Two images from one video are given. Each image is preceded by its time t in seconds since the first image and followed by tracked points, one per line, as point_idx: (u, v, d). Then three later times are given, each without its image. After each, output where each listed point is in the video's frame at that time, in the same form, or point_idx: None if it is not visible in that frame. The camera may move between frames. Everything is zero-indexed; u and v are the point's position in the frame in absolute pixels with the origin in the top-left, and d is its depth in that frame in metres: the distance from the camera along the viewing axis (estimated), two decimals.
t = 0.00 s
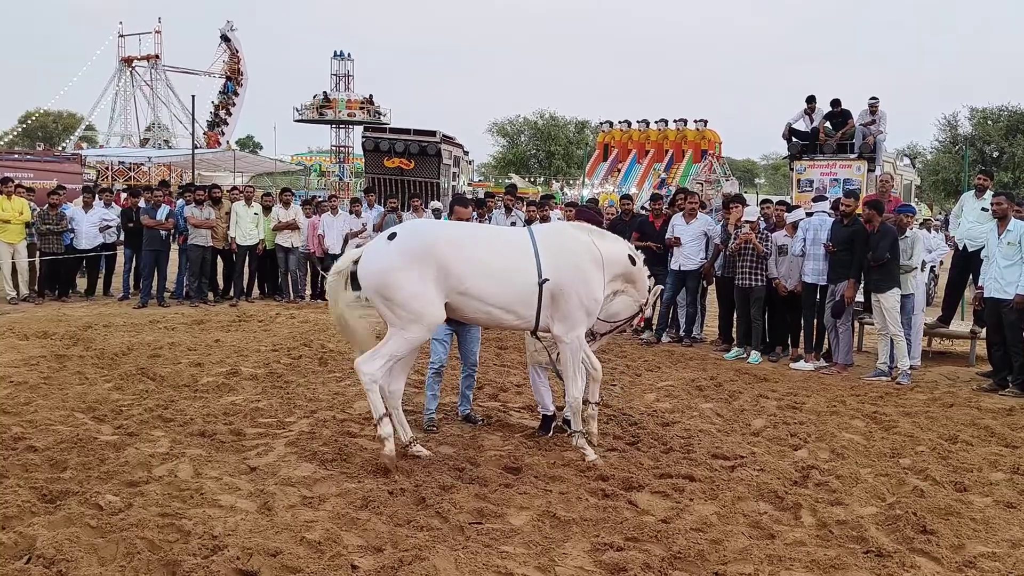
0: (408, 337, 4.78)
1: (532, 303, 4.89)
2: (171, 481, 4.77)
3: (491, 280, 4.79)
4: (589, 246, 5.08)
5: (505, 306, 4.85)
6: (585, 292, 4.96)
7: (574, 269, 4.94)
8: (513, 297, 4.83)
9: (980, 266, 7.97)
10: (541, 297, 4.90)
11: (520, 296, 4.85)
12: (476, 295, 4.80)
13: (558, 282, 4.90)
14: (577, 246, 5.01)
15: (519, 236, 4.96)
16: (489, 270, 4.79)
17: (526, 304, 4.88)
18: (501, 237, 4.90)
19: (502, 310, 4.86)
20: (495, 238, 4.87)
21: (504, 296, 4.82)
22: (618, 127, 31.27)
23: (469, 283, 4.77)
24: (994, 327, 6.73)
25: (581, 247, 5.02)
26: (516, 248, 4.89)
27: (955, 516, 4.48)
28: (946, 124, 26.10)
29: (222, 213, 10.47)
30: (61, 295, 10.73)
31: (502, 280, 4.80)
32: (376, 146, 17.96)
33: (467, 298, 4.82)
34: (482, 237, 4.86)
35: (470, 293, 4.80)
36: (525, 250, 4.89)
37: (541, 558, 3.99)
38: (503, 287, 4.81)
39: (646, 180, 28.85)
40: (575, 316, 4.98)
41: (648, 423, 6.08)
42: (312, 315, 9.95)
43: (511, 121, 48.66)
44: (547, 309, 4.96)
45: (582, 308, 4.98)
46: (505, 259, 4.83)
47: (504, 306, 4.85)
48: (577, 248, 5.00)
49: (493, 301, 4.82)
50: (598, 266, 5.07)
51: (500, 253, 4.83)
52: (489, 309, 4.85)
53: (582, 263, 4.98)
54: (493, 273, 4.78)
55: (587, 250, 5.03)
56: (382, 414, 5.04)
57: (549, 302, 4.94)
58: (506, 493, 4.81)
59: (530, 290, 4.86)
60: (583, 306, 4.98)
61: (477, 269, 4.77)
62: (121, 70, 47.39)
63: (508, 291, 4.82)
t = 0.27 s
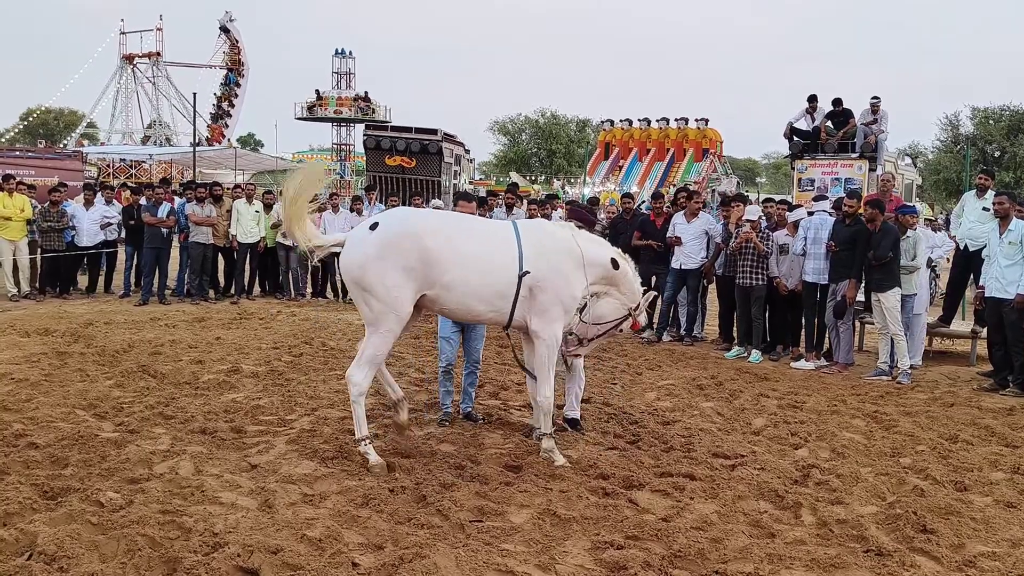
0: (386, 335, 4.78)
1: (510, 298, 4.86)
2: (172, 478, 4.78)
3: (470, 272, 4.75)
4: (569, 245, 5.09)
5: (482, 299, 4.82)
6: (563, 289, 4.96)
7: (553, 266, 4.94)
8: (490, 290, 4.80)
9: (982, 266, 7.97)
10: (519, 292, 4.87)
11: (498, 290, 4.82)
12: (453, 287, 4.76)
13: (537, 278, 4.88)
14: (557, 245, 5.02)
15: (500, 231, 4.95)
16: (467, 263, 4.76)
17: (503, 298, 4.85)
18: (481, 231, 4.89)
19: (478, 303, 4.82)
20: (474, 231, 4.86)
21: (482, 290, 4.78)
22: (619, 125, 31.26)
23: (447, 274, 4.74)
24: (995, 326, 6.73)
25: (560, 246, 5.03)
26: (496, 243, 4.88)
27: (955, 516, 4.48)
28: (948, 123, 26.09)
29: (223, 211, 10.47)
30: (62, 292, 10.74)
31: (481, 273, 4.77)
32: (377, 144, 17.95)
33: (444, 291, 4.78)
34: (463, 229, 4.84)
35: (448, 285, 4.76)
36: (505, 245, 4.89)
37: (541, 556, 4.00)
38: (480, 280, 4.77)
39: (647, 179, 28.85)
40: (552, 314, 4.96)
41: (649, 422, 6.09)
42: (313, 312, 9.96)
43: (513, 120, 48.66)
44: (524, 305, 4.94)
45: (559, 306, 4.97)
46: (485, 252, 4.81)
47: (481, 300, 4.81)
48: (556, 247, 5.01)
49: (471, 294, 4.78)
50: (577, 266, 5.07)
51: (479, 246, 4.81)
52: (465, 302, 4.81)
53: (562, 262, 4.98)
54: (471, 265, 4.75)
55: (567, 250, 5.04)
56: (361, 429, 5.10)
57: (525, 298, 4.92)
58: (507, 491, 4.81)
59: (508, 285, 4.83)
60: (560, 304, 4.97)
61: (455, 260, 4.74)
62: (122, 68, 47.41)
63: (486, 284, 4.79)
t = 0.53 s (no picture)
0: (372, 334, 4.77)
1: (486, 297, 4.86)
2: (172, 477, 4.78)
3: (447, 271, 4.75)
4: (553, 248, 5.03)
5: (460, 298, 4.82)
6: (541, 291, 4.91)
7: (532, 267, 4.89)
8: (468, 289, 4.80)
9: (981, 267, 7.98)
10: (496, 291, 4.87)
11: (475, 289, 4.81)
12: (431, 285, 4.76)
13: (515, 278, 4.86)
14: (540, 246, 4.97)
15: (483, 231, 4.93)
16: (446, 261, 4.75)
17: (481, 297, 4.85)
18: (464, 230, 4.88)
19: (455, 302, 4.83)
20: (457, 230, 4.86)
21: (459, 288, 4.79)
22: (619, 125, 31.27)
23: (425, 272, 4.75)
24: (995, 327, 6.74)
25: (543, 248, 4.98)
26: (477, 242, 4.86)
27: (954, 516, 4.49)
28: (948, 124, 26.11)
29: (223, 210, 10.47)
30: (61, 291, 10.73)
31: (459, 272, 4.77)
32: (376, 143, 17.95)
33: (422, 288, 4.79)
34: (444, 228, 4.84)
35: (428, 284, 4.76)
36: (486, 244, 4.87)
37: (541, 556, 4.00)
38: (458, 279, 4.77)
39: (648, 179, 28.86)
40: (528, 314, 4.93)
41: (648, 421, 6.09)
42: (312, 312, 9.96)
43: (513, 120, 48.68)
44: (502, 305, 4.92)
45: (537, 307, 4.93)
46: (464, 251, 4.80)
47: (459, 298, 4.82)
48: (538, 248, 4.96)
49: (448, 292, 4.78)
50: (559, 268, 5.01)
51: (459, 245, 4.81)
52: (443, 300, 4.82)
53: (542, 264, 4.93)
54: (449, 264, 4.76)
55: (549, 252, 4.99)
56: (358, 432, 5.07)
57: (502, 298, 4.90)
58: (507, 490, 4.81)
59: (486, 285, 4.83)
60: (537, 306, 4.93)
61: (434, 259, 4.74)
62: (122, 67, 47.39)
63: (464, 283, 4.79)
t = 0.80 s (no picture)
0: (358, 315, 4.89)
1: (468, 297, 4.85)
2: (174, 477, 4.78)
3: (427, 270, 4.81)
4: (535, 248, 4.96)
5: (441, 298, 4.85)
6: (521, 292, 4.83)
7: (512, 268, 4.83)
8: (450, 289, 4.82)
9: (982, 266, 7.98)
10: (477, 292, 4.83)
11: (455, 289, 4.82)
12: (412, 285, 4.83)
13: (495, 280, 4.81)
14: (521, 246, 4.91)
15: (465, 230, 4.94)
16: (427, 261, 4.82)
17: (461, 298, 4.84)
18: (446, 229, 4.92)
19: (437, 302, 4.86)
20: (439, 230, 4.92)
21: (439, 288, 4.81)
22: (621, 125, 31.27)
23: (406, 272, 4.83)
24: (997, 326, 6.74)
25: (525, 248, 4.92)
26: (459, 243, 4.88)
27: (957, 516, 4.49)
28: (949, 124, 26.12)
29: (225, 210, 10.47)
30: (63, 291, 10.74)
31: (439, 272, 4.80)
32: (378, 143, 17.95)
33: (404, 287, 4.88)
34: (427, 227, 4.93)
35: (409, 283, 4.84)
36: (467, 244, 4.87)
37: (543, 555, 4.00)
38: (439, 278, 4.79)
39: (649, 178, 28.88)
40: (509, 315, 4.87)
41: (650, 421, 6.09)
42: (314, 312, 9.97)
43: (514, 119, 48.69)
44: (483, 306, 4.88)
45: (518, 310, 4.86)
46: (444, 251, 4.83)
47: (440, 299, 4.85)
48: (519, 249, 4.89)
49: (429, 292, 4.82)
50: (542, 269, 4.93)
51: (440, 244, 4.85)
52: (425, 300, 4.86)
53: (523, 264, 4.86)
54: (429, 264, 4.81)
55: (531, 253, 4.92)
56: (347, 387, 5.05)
57: (483, 298, 4.86)
58: (509, 490, 4.81)
59: (467, 287, 4.82)
60: (518, 308, 4.85)
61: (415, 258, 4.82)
62: (123, 67, 47.42)
63: (446, 283, 4.81)
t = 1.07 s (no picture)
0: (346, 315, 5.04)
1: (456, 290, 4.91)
2: (176, 476, 4.78)
3: (416, 262, 4.91)
4: (523, 243, 4.96)
5: (430, 290, 4.93)
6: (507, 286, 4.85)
7: (499, 263, 4.87)
8: (438, 282, 4.89)
9: (984, 266, 7.98)
10: (464, 285, 4.90)
11: (443, 282, 4.89)
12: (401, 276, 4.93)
13: (481, 274, 4.86)
14: (510, 241, 4.93)
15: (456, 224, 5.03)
16: (416, 255, 4.91)
17: (449, 291, 4.91)
18: (437, 222, 5.02)
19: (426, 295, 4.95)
20: (430, 222, 5.02)
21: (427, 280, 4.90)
22: (622, 124, 31.26)
23: (397, 264, 4.94)
24: (999, 326, 6.74)
25: (513, 242, 4.94)
26: (449, 236, 4.96)
27: (959, 515, 4.49)
28: (951, 123, 26.11)
29: (227, 209, 10.47)
30: (65, 290, 10.74)
31: (427, 264, 4.89)
32: (380, 142, 17.95)
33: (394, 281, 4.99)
34: (418, 222, 5.02)
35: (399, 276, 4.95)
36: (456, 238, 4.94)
37: (545, 554, 4.00)
38: (427, 271, 4.89)
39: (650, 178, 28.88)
40: (495, 310, 4.89)
41: (652, 420, 6.09)
42: (316, 311, 9.97)
43: (515, 119, 48.70)
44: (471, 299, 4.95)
45: (505, 304, 4.88)
46: (433, 243, 4.92)
47: (429, 291, 4.93)
48: (507, 243, 4.92)
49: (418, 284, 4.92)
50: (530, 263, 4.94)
51: (430, 237, 4.94)
52: (414, 292, 4.96)
53: (509, 258, 4.88)
54: (418, 256, 4.90)
55: (519, 247, 4.93)
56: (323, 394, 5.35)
57: (470, 291, 4.92)
58: (511, 489, 4.82)
59: (456, 281, 4.89)
60: (504, 302, 4.88)
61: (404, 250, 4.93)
62: (124, 66, 47.42)
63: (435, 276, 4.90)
